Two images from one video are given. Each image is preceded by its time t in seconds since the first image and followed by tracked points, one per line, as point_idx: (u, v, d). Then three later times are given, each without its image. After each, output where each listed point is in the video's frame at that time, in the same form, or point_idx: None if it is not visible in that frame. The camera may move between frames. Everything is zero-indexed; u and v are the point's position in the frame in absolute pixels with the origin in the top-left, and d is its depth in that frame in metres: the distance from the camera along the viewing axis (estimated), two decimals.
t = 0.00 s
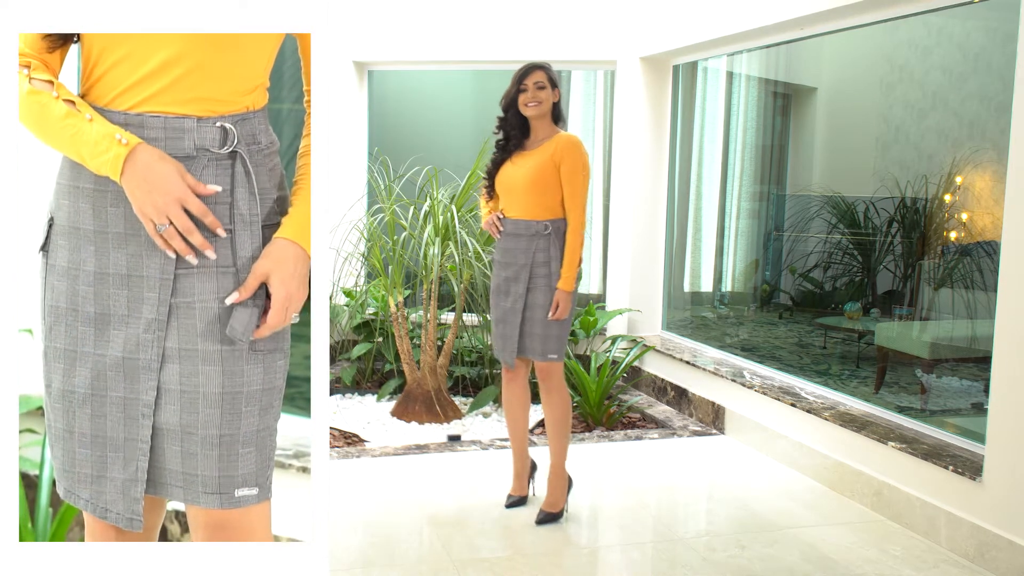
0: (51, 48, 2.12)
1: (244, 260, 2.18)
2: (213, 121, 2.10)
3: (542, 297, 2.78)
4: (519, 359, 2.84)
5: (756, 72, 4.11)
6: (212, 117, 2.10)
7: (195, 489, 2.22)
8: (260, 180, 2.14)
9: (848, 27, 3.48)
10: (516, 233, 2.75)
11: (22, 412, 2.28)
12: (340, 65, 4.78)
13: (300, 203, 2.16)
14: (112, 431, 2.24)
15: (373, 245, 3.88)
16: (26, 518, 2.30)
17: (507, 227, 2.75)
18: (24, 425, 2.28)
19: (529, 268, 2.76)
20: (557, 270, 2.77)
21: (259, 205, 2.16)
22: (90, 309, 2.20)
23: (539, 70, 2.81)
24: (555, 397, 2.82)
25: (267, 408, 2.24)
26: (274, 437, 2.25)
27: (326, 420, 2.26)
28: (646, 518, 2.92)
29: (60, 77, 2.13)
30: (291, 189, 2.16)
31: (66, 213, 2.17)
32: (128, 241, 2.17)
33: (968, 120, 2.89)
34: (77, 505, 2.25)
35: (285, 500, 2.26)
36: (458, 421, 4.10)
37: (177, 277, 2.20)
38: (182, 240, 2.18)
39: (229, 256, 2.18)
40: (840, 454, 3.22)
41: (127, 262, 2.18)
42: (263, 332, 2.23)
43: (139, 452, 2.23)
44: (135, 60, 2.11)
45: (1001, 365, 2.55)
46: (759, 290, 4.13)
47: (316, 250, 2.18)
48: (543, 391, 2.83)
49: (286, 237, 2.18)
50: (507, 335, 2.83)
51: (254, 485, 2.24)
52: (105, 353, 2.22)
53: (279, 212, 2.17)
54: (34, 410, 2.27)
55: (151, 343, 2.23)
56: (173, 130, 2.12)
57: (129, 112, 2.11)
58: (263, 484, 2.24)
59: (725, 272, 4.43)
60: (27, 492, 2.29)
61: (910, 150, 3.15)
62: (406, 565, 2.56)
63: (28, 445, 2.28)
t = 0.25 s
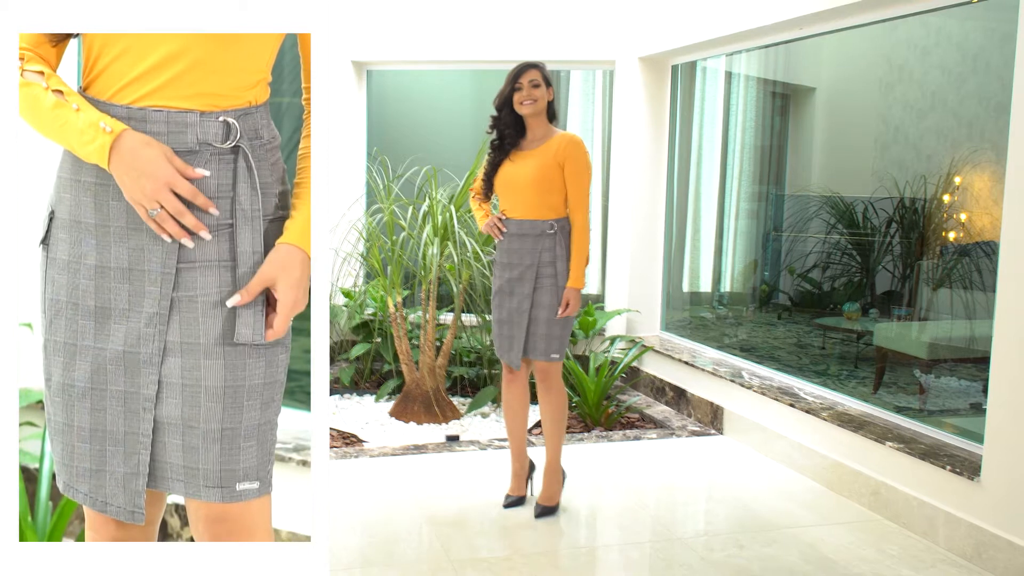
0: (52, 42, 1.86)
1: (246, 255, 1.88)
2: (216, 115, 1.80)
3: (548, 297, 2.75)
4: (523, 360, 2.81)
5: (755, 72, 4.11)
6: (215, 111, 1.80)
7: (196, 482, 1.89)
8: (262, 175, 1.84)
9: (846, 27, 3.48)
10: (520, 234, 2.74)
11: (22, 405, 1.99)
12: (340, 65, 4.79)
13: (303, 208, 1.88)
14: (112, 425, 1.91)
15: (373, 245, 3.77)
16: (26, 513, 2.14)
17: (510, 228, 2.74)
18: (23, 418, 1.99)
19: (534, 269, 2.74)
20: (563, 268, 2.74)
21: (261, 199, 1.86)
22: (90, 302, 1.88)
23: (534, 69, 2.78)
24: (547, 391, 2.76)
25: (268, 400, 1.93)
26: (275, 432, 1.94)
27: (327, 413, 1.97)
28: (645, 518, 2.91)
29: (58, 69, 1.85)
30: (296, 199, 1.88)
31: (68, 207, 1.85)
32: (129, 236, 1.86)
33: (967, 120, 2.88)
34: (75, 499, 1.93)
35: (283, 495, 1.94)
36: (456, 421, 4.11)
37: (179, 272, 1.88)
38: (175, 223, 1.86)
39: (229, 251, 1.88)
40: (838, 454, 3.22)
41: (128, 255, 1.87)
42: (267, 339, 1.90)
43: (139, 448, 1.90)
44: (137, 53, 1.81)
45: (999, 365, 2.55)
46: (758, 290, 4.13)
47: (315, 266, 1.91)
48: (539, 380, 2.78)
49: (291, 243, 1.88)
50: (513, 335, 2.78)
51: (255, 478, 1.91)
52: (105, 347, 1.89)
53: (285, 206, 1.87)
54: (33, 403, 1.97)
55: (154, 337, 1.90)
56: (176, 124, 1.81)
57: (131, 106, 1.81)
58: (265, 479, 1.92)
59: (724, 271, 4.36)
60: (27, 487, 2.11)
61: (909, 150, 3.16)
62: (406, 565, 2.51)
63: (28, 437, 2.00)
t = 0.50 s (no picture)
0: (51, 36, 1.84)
1: (246, 247, 1.87)
2: (216, 109, 1.80)
3: (554, 298, 2.74)
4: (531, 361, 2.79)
5: (753, 72, 4.11)
6: (215, 105, 1.80)
7: (196, 476, 1.89)
8: (263, 169, 1.84)
9: (845, 27, 3.48)
10: (525, 233, 2.73)
11: (21, 399, 1.93)
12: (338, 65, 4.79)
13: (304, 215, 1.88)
14: (112, 419, 1.90)
15: (371, 245, 3.78)
16: (26, 505, 1.96)
17: (514, 227, 2.74)
18: (23, 411, 1.94)
19: (540, 270, 2.73)
20: (569, 268, 2.75)
21: (263, 192, 1.85)
22: (90, 296, 1.88)
23: (525, 69, 2.73)
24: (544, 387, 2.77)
25: (268, 394, 1.92)
26: (276, 426, 1.92)
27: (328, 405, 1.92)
28: (643, 518, 2.91)
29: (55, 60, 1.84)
30: (298, 200, 1.87)
31: (69, 200, 1.85)
32: (129, 229, 1.86)
33: (966, 120, 2.88)
34: (75, 495, 1.91)
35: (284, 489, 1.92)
36: (454, 422, 4.09)
37: (179, 266, 1.88)
38: (162, 203, 1.85)
39: (228, 245, 1.87)
40: (836, 454, 3.22)
41: (129, 248, 1.86)
42: (267, 340, 1.91)
43: (139, 442, 1.90)
44: (138, 45, 1.80)
45: (997, 365, 2.54)
46: (756, 290, 4.13)
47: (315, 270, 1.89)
48: (540, 379, 2.79)
49: (294, 252, 1.90)
50: (517, 337, 2.77)
51: (255, 472, 1.90)
52: (105, 341, 1.89)
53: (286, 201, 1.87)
54: (34, 397, 1.93)
55: (154, 330, 1.89)
56: (177, 117, 1.81)
57: (131, 100, 1.81)
58: (264, 473, 1.91)
59: (722, 271, 4.37)
60: (27, 479, 1.95)
61: (907, 150, 3.16)
62: (404, 565, 2.51)
63: (28, 431, 1.95)
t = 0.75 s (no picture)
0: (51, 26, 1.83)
1: (247, 240, 1.87)
2: (216, 102, 1.81)
3: (560, 300, 2.75)
4: (542, 365, 2.78)
5: (751, 72, 4.11)
6: (215, 98, 1.81)
7: (196, 469, 1.89)
8: (264, 162, 1.84)
9: (843, 27, 3.48)
10: (530, 234, 2.73)
11: (21, 391, 1.91)
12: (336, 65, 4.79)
13: (304, 221, 1.88)
14: (111, 413, 1.90)
15: (370, 245, 3.78)
16: (26, 498, 1.91)
17: (518, 228, 2.74)
18: (23, 405, 1.92)
19: (547, 272, 2.74)
20: (576, 269, 2.75)
21: (263, 185, 1.86)
22: (91, 289, 1.89)
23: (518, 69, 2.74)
24: (546, 385, 2.78)
25: (268, 387, 1.91)
26: (275, 420, 1.91)
27: (328, 396, 1.90)
28: (642, 518, 2.92)
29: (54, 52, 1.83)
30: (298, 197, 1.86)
31: (68, 193, 1.86)
32: (129, 223, 1.86)
33: (964, 120, 2.89)
34: (71, 488, 1.88)
35: (283, 481, 1.90)
36: (453, 422, 4.10)
37: (179, 259, 1.88)
38: (148, 181, 1.85)
39: (227, 239, 1.87)
40: (834, 454, 3.22)
41: (129, 242, 1.87)
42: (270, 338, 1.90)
43: (138, 435, 1.90)
44: (139, 38, 1.80)
45: (996, 366, 2.55)
46: (754, 290, 4.14)
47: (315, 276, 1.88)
48: (544, 381, 2.79)
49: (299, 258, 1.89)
50: (522, 339, 2.77)
51: (254, 466, 1.89)
52: (106, 334, 1.90)
53: (287, 194, 1.87)
54: (34, 390, 1.92)
55: (154, 324, 1.89)
56: (176, 110, 1.81)
57: (131, 93, 1.81)
58: (264, 467, 1.90)
59: (721, 271, 4.37)
60: (26, 472, 1.91)
61: (905, 150, 3.16)
62: (404, 565, 2.51)
63: (28, 425, 1.92)
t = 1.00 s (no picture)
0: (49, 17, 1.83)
1: (247, 231, 1.85)
2: (215, 92, 1.79)
3: (567, 301, 2.76)
4: (548, 364, 2.79)
5: (751, 72, 4.11)
6: (214, 89, 1.79)
7: (195, 460, 1.87)
8: (263, 152, 1.83)
9: (842, 27, 3.48)
10: (538, 235, 2.72)
11: (22, 381, 1.92)
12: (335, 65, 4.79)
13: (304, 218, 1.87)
14: (109, 403, 1.88)
15: (369, 245, 3.78)
16: (26, 489, 1.93)
17: (526, 229, 2.73)
18: (23, 395, 1.93)
19: (554, 273, 2.74)
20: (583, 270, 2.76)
21: (263, 175, 1.84)
22: (90, 279, 1.87)
23: (519, 69, 2.73)
24: (549, 388, 2.80)
25: (267, 377, 1.90)
26: (275, 410, 1.90)
27: (328, 391, 1.90)
28: (641, 518, 2.91)
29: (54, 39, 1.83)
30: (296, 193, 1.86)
31: (68, 182, 1.85)
32: (128, 213, 1.85)
33: (963, 120, 2.89)
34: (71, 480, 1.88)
35: (283, 473, 1.89)
36: (452, 422, 4.10)
37: (177, 249, 1.86)
38: (130, 157, 1.81)
39: (227, 230, 1.85)
40: (834, 454, 3.22)
41: (128, 232, 1.85)
42: (272, 332, 1.89)
43: (135, 426, 1.88)
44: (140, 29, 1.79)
45: (995, 366, 2.55)
46: (754, 290, 4.14)
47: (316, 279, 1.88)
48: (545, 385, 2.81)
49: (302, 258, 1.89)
50: (527, 339, 2.77)
51: (254, 456, 1.88)
52: (104, 325, 1.88)
53: (286, 183, 1.86)
54: (34, 380, 1.92)
55: (152, 314, 1.87)
56: (175, 101, 1.79)
57: (131, 83, 1.80)
58: (263, 457, 1.89)
59: (720, 271, 4.37)
60: (26, 463, 1.93)
61: (905, 150, 3.16)
62: (403, 565, 2.51)
63: (28, 415, 1.93)
